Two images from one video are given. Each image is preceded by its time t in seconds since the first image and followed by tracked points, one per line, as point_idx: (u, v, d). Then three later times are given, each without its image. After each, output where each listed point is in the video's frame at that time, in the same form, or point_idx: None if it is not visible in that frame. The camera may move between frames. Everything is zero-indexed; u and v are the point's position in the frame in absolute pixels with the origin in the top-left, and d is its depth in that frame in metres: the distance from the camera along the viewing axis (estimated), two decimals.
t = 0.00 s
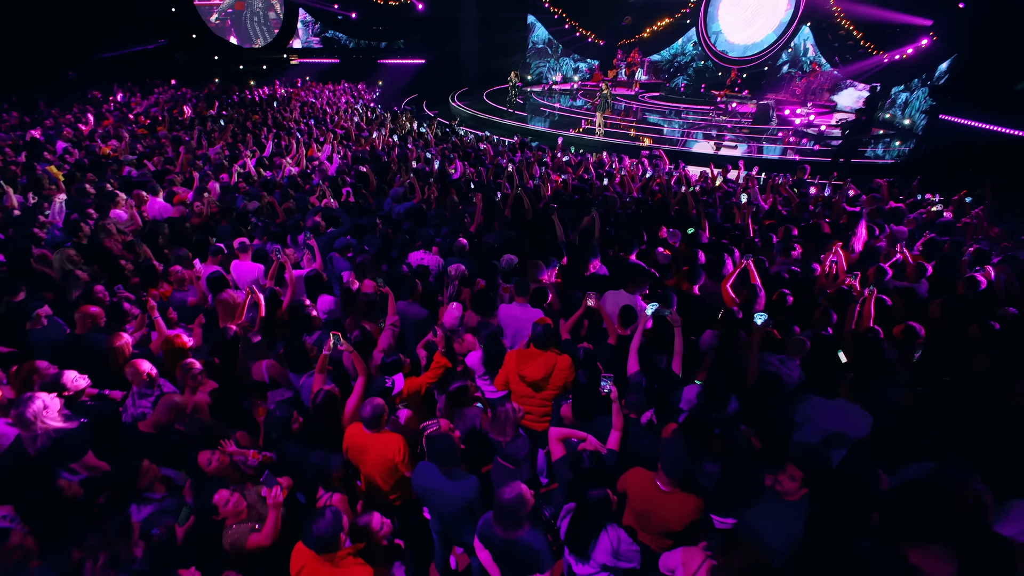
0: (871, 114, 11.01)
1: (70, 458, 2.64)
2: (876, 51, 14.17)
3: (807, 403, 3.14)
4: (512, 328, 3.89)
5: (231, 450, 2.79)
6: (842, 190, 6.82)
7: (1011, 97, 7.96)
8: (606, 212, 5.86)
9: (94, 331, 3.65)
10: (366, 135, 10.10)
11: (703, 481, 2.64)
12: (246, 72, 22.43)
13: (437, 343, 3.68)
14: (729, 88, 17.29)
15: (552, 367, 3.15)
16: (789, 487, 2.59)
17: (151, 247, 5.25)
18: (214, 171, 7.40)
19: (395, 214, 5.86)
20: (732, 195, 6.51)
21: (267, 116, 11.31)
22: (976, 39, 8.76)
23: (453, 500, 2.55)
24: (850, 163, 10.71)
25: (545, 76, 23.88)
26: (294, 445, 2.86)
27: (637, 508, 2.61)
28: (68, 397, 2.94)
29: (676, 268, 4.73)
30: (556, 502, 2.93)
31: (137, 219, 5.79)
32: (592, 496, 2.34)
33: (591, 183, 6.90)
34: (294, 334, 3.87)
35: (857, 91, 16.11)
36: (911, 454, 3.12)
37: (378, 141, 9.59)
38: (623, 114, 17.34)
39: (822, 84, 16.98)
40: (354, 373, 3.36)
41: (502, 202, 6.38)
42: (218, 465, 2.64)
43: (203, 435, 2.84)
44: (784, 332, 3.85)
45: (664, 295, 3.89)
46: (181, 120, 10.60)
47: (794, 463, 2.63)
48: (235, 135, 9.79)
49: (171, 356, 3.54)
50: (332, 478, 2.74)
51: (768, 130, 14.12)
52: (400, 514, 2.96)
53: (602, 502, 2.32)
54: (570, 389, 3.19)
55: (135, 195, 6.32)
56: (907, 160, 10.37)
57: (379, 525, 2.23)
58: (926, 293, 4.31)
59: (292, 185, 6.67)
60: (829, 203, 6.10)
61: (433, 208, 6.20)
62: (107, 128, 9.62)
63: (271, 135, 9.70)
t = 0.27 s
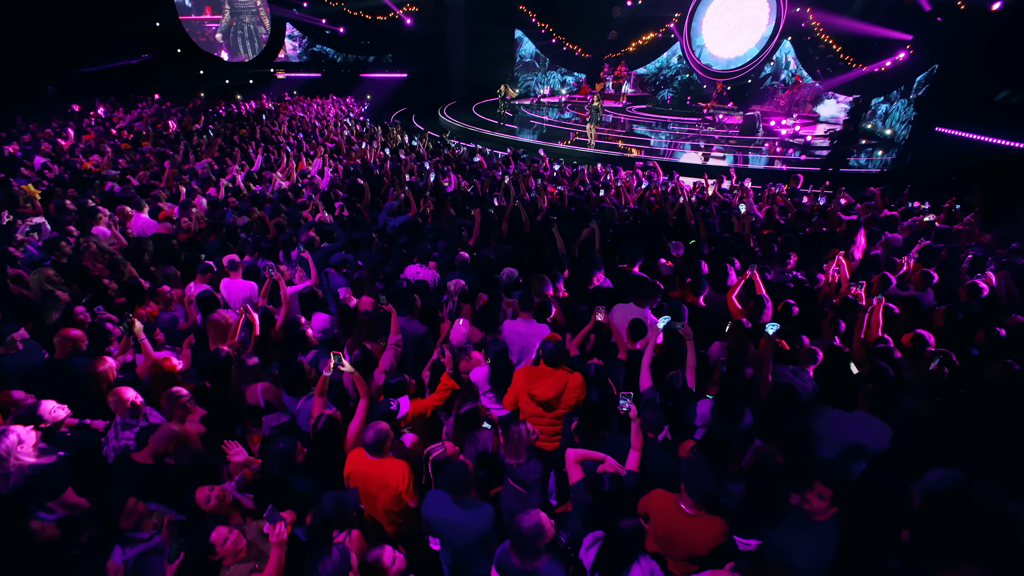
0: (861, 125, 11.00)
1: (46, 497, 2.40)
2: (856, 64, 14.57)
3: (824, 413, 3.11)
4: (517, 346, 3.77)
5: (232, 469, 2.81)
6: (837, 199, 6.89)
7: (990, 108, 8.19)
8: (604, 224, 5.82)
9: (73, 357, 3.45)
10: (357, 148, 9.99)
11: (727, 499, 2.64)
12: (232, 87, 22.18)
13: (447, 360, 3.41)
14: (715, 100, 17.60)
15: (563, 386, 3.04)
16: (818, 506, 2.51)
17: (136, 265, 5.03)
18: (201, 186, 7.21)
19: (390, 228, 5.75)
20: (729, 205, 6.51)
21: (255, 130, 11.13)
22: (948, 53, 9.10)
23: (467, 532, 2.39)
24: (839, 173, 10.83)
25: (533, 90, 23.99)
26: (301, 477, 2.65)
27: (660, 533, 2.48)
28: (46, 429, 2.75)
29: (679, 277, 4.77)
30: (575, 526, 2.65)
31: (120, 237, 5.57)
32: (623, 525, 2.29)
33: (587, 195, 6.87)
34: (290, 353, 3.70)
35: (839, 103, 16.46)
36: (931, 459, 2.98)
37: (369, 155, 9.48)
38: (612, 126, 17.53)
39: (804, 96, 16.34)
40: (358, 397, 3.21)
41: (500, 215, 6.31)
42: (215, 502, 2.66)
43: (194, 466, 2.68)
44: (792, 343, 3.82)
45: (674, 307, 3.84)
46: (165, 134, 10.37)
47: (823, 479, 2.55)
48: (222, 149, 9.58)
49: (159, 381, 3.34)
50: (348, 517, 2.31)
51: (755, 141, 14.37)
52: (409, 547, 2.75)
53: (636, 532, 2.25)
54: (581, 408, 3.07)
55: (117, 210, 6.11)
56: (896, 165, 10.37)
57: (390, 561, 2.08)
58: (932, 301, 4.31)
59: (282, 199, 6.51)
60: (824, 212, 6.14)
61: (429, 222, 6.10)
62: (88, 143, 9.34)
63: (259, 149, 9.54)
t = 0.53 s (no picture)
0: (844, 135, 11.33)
1: (19, 539, 2.31)
2: (838, 77, 15.01)
3: (841, 426, 3.06)
4: (525, 363, 3.66)
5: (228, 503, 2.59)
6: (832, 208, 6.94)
7: (973, 118, 8.45)
8: (604, 235, 5.79)
9: (56, 381, 3.26)
10: (349, 161, 9.86)
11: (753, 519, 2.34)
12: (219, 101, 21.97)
13: (460, 381, 3.35)
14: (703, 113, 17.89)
15: (577, 405, 2.93)
16: (849, 525, 2.44)
17: (121, 282, 4.81)
18: (189, 200, 7.01)
19: (386, 242, 5.62)
20: (727, 214, 6.53)
21: (244, 143, 10.96)
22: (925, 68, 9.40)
23: (486, 565, 2.24)
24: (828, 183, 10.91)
25: (521, 103, 24.11)
26: (305, 510, 2.48)
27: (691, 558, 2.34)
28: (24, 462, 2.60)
29: (681, 289, 4.74)
30: (595, 551, 2.48)
31: (105, 254, 5.39)
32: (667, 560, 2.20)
33: (585, 207, 6.84)
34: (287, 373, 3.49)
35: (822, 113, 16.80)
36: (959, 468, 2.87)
37: (362, 167, 9.35)
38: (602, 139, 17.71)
39: (788, 108, 16.96)
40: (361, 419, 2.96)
41: (499, 227, 6.24)
42: (215, 544, 2.37)
43: (186, 499, 2.52)
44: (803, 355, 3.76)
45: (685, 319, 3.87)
46: (151, 148, 10.15)
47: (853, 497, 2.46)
48: (210, 164, 9.39)
49: (148, 406, 3.15)
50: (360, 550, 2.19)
51: (743, 152, 14.59)
52: None
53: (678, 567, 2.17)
54: (596, 426, 2.97)
55: (101, 226, 5.90)
56: (883, 174, 10.52)
57: None
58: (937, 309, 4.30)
59: (273, 214, 6.34)
60: (821, 222, 6.20)
61: (426, 235, 6.01)
62: (71, 157, 9.09)
63: (248, 163, 9.35)
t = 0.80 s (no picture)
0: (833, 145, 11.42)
1: None
2: (821, 90, 15.38)
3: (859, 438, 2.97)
4: (535, 379, 3.56)
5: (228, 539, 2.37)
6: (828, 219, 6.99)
7: (958, 129, 8.68)
8: (606, 246, 5.74)
9: (38, 406, 3.04)
10: (343, 174, 9.73)
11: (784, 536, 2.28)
12: (207, 115, 21.73)
13: (475, 399, 3.13)
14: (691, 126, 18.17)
15: (594, 422, 2.81)
16: (883, 543, 2.37)
17: (108, 299, 4.60)
18: (178, 215, 6.81)
19: (383, 256, 5.49)
20: (727, 225, 6.53)
21: (235, 157, 10.80)
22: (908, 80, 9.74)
23: None
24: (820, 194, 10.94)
25: (512, 116, 24.47)
26: (307, 539, 2.37)
27: None
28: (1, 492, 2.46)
29: (686, 300, 4.70)
30: None
31: (91, 271, 5.20)
32: None
33: (582, 219, 6.80)
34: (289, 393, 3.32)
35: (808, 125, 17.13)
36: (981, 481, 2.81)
37: (356, 181, 9.20)
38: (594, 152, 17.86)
39: (776, 120, 17.25)
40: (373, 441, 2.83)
41: (498, 240, 6.15)
42: None
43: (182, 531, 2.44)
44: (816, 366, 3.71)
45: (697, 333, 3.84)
46: (138, 162, 9.95)
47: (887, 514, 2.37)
48: (199, 178, 9.20)
49: (139, 432, 2.98)
50: None
51: (733, 164, 14.79)
52: None
53: None
54: (615, 444, 2.87)
55: (87, 242, 5.71)
56: (871, 185, 10.66)
57: None
58: (943, 317, 4.30)
59: (266, 228, 6.16)
60: (819, 232, 6.23)
61: (425, 249, 5.90)
62: (54, 172, 8.83)
63: (239, 177, 9.14)
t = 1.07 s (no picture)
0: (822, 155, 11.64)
1: None
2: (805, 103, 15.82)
3: (881, 450, 2.96)
4: (547, 394, 3.47)
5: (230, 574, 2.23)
6: (824, 228, 7.07)
7: (945, 139, 9.04)
8: (608, 257, 5.71)
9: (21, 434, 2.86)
10: (337, 186, 9.63)
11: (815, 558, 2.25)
12: (195, 128, 21.46)
13: (492, 418, 3.03)
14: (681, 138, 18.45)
15: (612, 437, 2.70)
16: (920, 559, 2.30)
17: (96, 317, 4.40)
18: (168, 229, 6.63)
19: (382, 269, 5.40)
20: (727, 235, 6.55)
21: (226, 170, 10.63)
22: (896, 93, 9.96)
23: None
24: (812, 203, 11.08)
25: (503, 129, 24.89)
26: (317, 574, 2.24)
27: None
28: None
29: (692, 310, 4.67)
30: None
31: (76, 286, 5.00)
32: None
33: (582, 231, 6.78)
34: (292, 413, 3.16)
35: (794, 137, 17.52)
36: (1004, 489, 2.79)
37: (350, 194, 9.08)
38: (585, 164, 18.01)
39: (763, 132, 17.54)
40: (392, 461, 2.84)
41: (498, 253, 6.09)
42: None
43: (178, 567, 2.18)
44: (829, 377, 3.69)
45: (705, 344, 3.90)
46: (124, 175, 9.70)
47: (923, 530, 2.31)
48: (189, 191, 9.01)
49: (131, 457, 2.81)
50: None
51: (723, 175, 15.01)
52: None
53: None
54: (637, 459, 2.77)
55: (73, 257, 5.51)
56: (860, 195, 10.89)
57: None
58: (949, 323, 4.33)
59: (261, 242, 6.01)
60: (817, 241, 6.28)
61: (425, 261, 5.81)
62: (36, 186, 8.57)
63: (229, 191, 8.95)
